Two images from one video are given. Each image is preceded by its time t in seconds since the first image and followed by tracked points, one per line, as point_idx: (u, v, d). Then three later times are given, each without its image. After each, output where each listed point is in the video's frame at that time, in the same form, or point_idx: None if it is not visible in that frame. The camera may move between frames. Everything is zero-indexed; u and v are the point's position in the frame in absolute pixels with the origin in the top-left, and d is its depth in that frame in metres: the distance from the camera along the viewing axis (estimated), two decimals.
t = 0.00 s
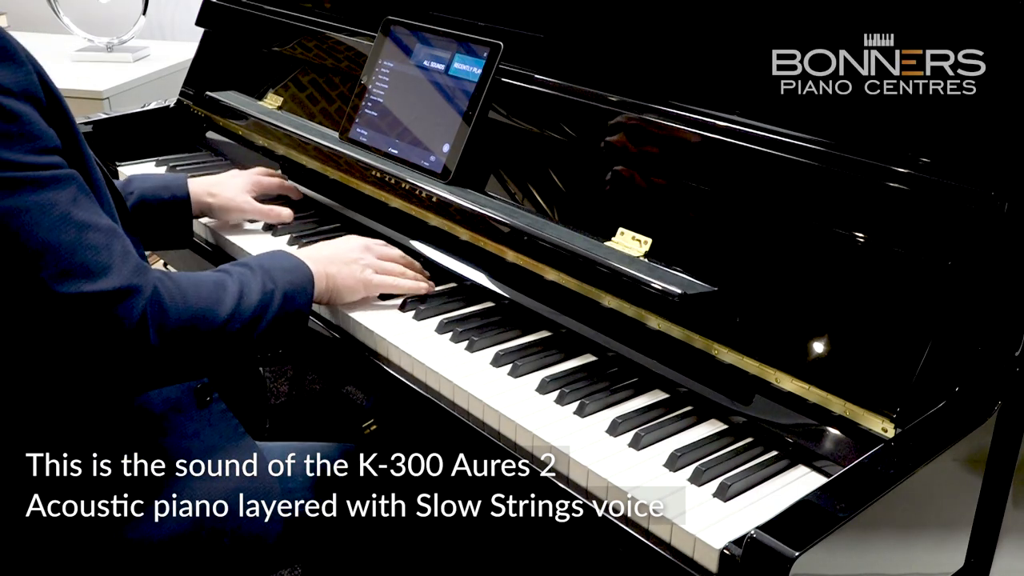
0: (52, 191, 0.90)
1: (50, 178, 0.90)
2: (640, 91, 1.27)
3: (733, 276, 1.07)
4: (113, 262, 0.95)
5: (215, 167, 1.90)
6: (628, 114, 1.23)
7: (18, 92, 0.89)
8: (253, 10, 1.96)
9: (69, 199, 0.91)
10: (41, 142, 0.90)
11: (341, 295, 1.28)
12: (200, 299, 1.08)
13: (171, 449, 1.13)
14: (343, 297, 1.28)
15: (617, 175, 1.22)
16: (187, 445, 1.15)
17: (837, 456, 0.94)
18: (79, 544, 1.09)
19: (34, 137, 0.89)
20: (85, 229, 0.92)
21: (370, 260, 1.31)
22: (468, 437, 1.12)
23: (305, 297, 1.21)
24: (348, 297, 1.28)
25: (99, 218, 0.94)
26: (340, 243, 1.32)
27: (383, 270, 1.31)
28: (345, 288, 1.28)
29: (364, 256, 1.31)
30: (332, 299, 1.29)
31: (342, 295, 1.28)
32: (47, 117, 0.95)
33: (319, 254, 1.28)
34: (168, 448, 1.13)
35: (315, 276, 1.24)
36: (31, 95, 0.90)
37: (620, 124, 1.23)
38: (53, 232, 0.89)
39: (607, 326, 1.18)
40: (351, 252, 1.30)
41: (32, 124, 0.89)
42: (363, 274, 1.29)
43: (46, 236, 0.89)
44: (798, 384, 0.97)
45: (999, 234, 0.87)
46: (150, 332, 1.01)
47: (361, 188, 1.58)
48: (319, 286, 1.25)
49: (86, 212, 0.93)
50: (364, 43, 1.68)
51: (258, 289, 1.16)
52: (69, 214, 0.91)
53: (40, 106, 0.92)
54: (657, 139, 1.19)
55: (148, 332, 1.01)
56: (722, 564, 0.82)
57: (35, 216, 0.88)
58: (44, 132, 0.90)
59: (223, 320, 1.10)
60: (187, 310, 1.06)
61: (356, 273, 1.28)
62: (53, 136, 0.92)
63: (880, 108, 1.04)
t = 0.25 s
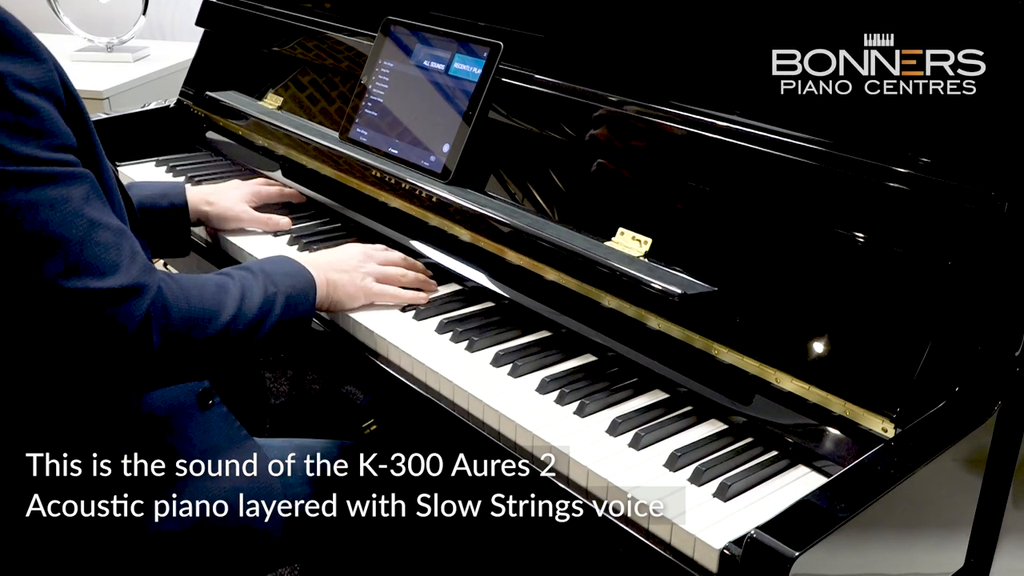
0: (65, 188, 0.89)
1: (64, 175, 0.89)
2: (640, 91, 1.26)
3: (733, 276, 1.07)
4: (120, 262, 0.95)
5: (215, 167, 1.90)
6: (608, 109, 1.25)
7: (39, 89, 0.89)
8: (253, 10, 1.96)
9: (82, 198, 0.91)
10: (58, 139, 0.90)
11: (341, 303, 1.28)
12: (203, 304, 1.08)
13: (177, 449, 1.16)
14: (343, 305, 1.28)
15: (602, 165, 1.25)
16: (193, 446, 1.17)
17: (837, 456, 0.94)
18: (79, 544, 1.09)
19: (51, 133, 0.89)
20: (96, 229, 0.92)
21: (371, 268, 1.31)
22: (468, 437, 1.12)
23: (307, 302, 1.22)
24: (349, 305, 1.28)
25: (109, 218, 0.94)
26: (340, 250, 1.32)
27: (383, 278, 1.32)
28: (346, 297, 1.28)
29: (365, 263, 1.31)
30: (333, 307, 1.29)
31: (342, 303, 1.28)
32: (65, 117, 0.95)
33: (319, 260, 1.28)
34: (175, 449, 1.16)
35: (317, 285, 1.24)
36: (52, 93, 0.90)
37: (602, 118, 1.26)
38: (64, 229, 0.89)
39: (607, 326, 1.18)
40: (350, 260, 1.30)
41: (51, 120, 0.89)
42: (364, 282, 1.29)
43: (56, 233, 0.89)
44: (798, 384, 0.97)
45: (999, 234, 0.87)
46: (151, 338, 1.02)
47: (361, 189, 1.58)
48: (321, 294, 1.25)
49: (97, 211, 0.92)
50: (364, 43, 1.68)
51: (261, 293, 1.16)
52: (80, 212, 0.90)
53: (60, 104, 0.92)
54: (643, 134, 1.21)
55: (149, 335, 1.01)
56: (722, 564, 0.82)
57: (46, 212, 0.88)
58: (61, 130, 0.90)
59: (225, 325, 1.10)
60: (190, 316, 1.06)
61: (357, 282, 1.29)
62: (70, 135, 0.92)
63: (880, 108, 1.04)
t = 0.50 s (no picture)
0: (74, 195, 0.90)
1: (73, 182, 0.90)
2: (640, 91, 1.27)
3: (733, 276, 1.07)
4: (125, 271, 0.95)
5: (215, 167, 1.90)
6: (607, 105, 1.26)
7: (53, 94, 0.89)
8: (253, 10, 1.96)
9: (89, 205, 0.91)
10: (68, 145, 0.90)
11: (340, 306, 1.28)
12: (203, 310, 1.09)
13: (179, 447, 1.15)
14: (343, 306, 1.28)
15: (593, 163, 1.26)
16: (196, 447, 1.16)
17: (837, 456, 0.94)
18: (80, 543, 1.09)
19: (62, 138, 0.89)
20: (101, 236, 0.92)
21: (370, 270, 1.32)
22: (468, 437, 1.12)
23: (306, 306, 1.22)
24: (348, 307, 1.29)
25: (114, 225, 0.95)
26: (338, 252, 1.32)
27: (382, 279, 1.32)
28: (345, 299, 1.28)
29: (364, 265, 1.31)
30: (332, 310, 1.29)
31: (342, 305, 1.28)
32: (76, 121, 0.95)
33: (317, 263, 1.28)
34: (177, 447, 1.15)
35: (316, 287, 1.24)
36: (64, 98, 0.91)
37: (599, 116, 1.26)
38: (69, 236, 0.89)
39: (607, 326, 1.18)
40: (348, 262, 1.30)
41: (62, 125, 0.90)
42: (363, 284, 1.30)
43: (61, 239, 0.89)
44: (798, 384, 0.97)
45: (999, 234, 0.87)
46: (150, 343, 1.02)
47: (361, 189, 1.58)
48: (320, 297, 1.25)
49: (104, 219, 0.93)
50: (364, 43, 1.68)
51: (259, 299, 1.16)
52: (87, 220, 0.91)
53: (71, 108, 0.92)
54: (643, 135, 1.20)
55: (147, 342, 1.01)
56: (722, 564, 0.82)
57: (54, 219, 0.88)
58: (72, 136, 0.91)
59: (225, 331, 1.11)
60: (190, 322, 1.06)
61: (356, 284, 1.29)
62: (79, 140, 0.92)
63: (880, 108, 1.03)
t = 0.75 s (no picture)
0: (76, 193, 0.88)
1: (74, 180, 0.88)
2: (640, 91, 1.27)
3: (733, 276, 1.07)
4: (134, 265, 0.93)
5: (215, 167, 1.90)
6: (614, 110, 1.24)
7: (49, 95, 0.88)
8: (253, 10, 1.96)
9: (90, 202, 0.89)
10: (67, 145, 0.89)
11: (346, 283, 1.25)
12: (216, 297, 1.05)
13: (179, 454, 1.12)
14: (349, 286, 1.26)
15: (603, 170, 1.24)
16: (201, 448, 1.14)
17: (837, 456, 0.94)
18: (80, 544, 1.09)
19: (61, 139, 0.89)
20: (105, 232, 0.90)
21: (379, 251, 1.29)
22: (468, 438, 1.12)
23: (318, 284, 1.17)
24: (354, 285, 1.26)
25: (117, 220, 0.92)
26: (347, 233, 1.30)
27: (390, 262, 1.29)
28: (352, 277, 1.25)
29: (373, 246, 1.29)
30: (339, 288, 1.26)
31: (348, 283, 1.25)
32: (72, 121, 0.95)
33: (325, 242, 1.26)
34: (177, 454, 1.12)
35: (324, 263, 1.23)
36: (61, 99, 0.90)
37: (612, 119, 1.24)
38: (72, 234, 0.87)
39: (607, 326, 1.18)
40: (359, 243, 1.28)
41: (60, 127, 0.89)
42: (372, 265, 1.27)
43: (65, 237, 0.87)
44: (798, 384, 0.97)
45: (999, 234, 0.87)
46: (168, 338, 0.98)
47: (361, 188, 1.58)
48: (327, 273, 1.23)
49: (109, 215, 0.91)
50: (364, 43, 1.68)
51: (270, 281, 1.12)
52: (89, 217, 0.89)
53: (68, 109, 0.92)
54: (644, 134, 1.20)
55: (164, 336, 0.98)
56: (721, 564, 0.82)
57: (57, 217, 0.86)
58: (69, 136, 0.90)
59: (241, 316, 1.06)
60: (204, 312, 1.03)
61: (364, 262, 1.26)
62: (77, 140, 0.91)
63: (880, 108, 1.03)
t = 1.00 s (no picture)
0: (75, 190, 0.88)
1: (71, 178, 0.88)
2: (640, 91, 1.27)
3: (733, 276, 1.07)
4: (141, 258, 0.92)
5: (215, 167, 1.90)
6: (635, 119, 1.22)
7: (41, 98, 0.88)
8: (253, 10, 1.96)
9: (92, 197, 0.89)
10: (64, 146, 0.89)
11: (356, 271, 1.24)
12: (227, 290, 1.04)
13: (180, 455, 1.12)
14: (360, 273, 1.24)
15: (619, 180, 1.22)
16: (199, 449, 1.14)
17: (837, 456, 0.94)
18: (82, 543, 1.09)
19: (56, 140, 0.88)
20: (109, 227, 0.90)
21: (388, 241, 1.29)
22: (468, 438, 1.12)
23: (329, 270, 1.16)
24: (364, 272, 1.24)
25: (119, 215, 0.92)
26: (356, 224, 1.29)
27: (398, 254, 1.30)
28: (364, 264, 1.24)
29: (383, 236, 1.29)
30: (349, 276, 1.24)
31: (359, 270, 1.23)
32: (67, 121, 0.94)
33: (335, 229, 1.25)
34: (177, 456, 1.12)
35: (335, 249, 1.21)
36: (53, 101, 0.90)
37: (631, 125, 1.22)
38: (78, 231, 0.87)
39: (607, 326, 1.18)
40: (368, 232, 1.27)
41: (56, 128, 0.89)
42: (382, 254, 1.26)
43: (70, 235, 0.87)
44: (798, 384, 0.97)
45: (999, 234, 0.87)
46: (181, 333, 0.98)
47: (361, 188, 1.58)
48: (338, 259, 1.21)
49: (110, 210, 0.91)
50: (364, 43, 1.68)
51: (282, 269, 1.11)
52: (93, 213, 0.89)
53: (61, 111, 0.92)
54: (643, 134, 1.20)
55: (179, 330, 0.97)
56: (721, 564, 0.82)
57: (59, 216, 0.86)
58: (64, 136, 0.90)
59: (253, 308, 1.06)
60: (215, 306, 1.02)
61: (375, 250, 1.26)
62: (72, 140, 0.91)
63: (880, 108, 1.03)
